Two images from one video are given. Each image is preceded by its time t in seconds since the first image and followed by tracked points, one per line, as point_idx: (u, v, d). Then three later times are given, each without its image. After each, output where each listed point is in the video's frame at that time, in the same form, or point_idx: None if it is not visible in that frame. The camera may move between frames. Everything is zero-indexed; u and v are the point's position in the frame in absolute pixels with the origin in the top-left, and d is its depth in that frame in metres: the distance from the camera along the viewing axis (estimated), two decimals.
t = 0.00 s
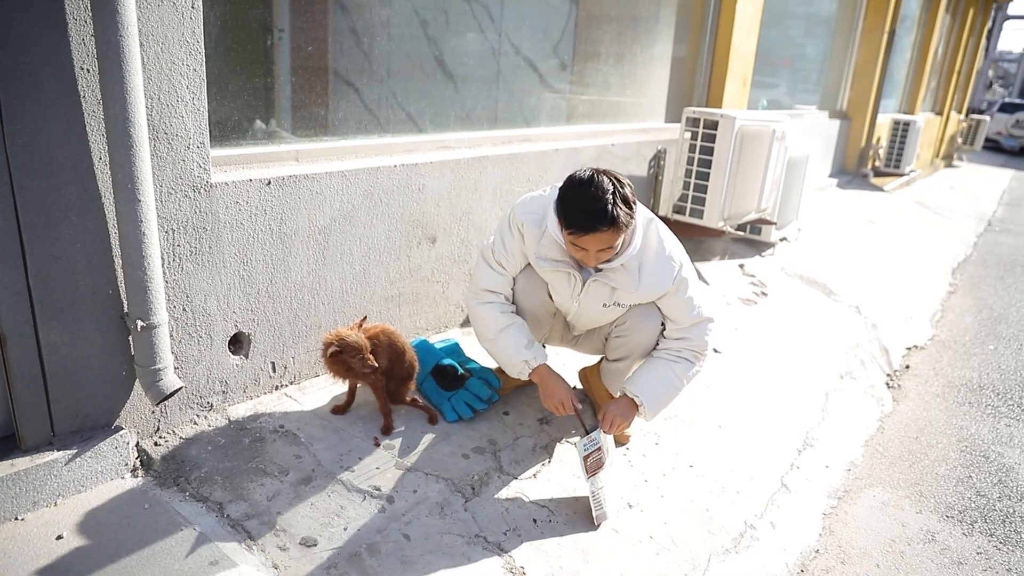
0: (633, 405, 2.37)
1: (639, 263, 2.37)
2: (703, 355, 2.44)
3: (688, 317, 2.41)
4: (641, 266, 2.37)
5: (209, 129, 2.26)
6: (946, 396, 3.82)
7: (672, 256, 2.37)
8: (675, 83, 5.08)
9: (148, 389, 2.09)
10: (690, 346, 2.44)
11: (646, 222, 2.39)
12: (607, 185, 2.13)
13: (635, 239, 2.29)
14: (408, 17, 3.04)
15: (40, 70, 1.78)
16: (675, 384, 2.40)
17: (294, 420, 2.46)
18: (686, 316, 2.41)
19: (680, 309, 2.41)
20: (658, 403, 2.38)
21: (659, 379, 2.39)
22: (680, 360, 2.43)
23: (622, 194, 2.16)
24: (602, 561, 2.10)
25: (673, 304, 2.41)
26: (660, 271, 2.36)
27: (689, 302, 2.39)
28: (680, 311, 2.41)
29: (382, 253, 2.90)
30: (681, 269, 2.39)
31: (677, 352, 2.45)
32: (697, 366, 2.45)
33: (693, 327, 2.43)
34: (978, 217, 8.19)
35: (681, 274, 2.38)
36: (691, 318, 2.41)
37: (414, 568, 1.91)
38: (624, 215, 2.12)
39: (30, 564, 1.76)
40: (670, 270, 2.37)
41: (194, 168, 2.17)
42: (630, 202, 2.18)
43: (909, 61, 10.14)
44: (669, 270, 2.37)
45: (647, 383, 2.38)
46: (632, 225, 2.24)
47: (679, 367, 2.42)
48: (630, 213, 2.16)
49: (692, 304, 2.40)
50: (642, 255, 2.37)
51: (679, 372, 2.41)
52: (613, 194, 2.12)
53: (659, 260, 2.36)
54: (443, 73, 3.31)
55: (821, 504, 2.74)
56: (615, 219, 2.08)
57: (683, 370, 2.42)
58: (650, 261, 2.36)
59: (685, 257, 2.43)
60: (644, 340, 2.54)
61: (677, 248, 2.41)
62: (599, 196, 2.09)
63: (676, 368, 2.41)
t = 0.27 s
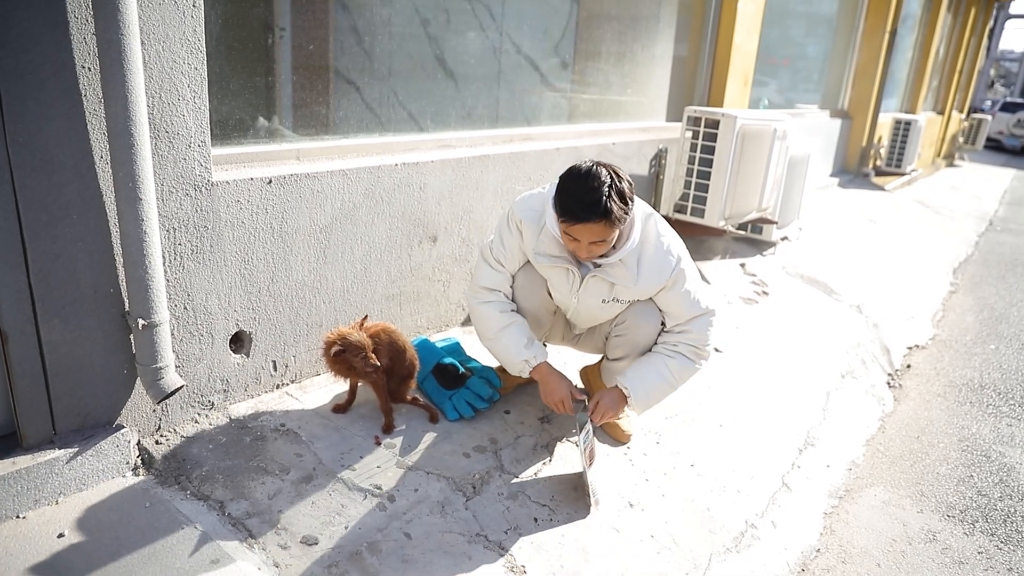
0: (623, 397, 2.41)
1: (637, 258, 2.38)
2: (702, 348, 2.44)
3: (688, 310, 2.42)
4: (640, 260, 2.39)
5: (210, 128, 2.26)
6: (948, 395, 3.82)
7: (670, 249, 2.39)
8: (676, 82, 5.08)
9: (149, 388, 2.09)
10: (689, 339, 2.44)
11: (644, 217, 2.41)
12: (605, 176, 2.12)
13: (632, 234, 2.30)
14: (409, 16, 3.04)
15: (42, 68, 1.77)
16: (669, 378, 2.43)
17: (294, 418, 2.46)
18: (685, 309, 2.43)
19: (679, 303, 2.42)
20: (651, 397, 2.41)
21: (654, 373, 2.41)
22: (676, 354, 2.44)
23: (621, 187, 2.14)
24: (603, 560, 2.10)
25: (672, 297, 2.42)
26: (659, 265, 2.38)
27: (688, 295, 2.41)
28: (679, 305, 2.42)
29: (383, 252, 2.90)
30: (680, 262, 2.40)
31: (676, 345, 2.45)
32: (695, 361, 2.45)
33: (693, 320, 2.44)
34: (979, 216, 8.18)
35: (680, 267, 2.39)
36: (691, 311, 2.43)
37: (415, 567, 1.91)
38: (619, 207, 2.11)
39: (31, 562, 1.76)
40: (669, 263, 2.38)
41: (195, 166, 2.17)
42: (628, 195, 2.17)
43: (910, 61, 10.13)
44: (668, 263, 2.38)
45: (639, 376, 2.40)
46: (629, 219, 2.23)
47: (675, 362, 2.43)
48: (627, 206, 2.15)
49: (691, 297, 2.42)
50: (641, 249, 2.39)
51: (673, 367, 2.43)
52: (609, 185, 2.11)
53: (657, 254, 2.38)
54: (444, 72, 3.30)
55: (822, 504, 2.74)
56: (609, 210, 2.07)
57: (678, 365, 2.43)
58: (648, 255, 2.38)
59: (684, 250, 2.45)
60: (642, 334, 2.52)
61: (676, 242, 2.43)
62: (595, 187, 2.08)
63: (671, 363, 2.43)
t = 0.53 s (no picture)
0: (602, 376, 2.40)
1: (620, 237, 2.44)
2: (685, 320, 2.35)
3: (670, 282, 2.40)
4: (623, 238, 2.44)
5: (210, 128, 2.26)
6: (948, 395, 3.82)
7: (653, 225, 2.45)
8: (677, 82, 5.08)
9: (150, 387, 2.09)
10: (672, 311, 2.37)
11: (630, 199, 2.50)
12: (574, 148, 2.23)
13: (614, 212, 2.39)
14: (409, 15, 3.04)
15: (42, 67, 1.77)
16: (649, 354, 2.36)
17: (295, 418, 2.47)
18: (668, 281, 2.40)
19: (662, 275, 2.41)
20: (629, 374, 2.36)
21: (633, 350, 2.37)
22: (657, 330, 2.38)
23: (590, 158, 2.22)
24: (603, 560, 2.10)
25: (654, 271, 2.43)
26: (640, 241, 2.43)
27: (671, 266, 2.41)
28: (662, 277, 2.41)
29: (383, 251, 2.90)
30: (663, 237, 2.44)
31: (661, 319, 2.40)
32: (678, 335, 2.35)
33: (676, 291, 2.39)
34: (980, 216, 8.18)
35: (662, 240, 2.43)
36: (674, 282, 2.39)
37: (414, 567, 1.91)
38: (582, 175, 2.18)
39: (32, 562, 1.76)
40: (650, 237, 2.43)
41: (195, 166, 2.17)
42: (598, 167, 2.24)
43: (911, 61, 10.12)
44: (648, 238, 2.43)
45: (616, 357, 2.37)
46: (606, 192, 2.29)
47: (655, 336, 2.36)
48: (600, 175, 2.23)
49: (674, 270, 2.41)
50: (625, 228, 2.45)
51: (652, 341, 2.36)
52: (575, 155, 2.20)
53: (639, 230, 2.43)
54: (444, 71, 3.30)
55: (822, 504, 2.73)
56: (568, 176, 2.16)
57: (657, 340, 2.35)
58: (630, 232, 2.43)
59: (669, 228, 2.50)
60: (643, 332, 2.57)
61: (660, 220, 2.48)
62: (558, 157, 2.20)
63: (650, 339, 2.36)
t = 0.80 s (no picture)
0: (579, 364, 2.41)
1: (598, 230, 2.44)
2: (660, 307, 2.31)
3: (646, 273, 2.37)
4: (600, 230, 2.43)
5: (209, 131, 2.26)
6: (947, 396, 3.82)
7: (630, 217, 2.44)
8: (675, 84, 5.09)
9: (149, 390, 2.09)
10: (648, 299, 2.34)
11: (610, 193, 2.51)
12: (543, 139, 2.24)
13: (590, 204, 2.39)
14: (408, 18, 3.04)
15: (41, 70, 1.78)
16: (625, 340, 2.35)
17: (294, 420, 2.47)
18: (644, 272, 2.37)
19: (638, 266, 2.39)
20: (605, 360, 2.36)
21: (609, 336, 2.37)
22: (634, 316, 2.36)
23: (559, 148, 2.23)
24: (603, 563, 2.10)
25: (631, 261, 2.40)
26: (617, 232, 2.42)
27: (647, 257, 2.38)
28: (638, 269, 2.39)
29: (383, 253, 2.90)
30: (640, 228, 2.42)
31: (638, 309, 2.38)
32: (655, 322, 2.32)
33: (652, 281, 2.36)
34: (979, 218, 8.19)
35: (638, 231, 2.41)
36: (650, 272, 2.36)
37: (414, 570, 1.91)
38: (548, 165, 2.18)
39: (31, 565, 1.76)
40: (626, 229, 2.42)
41: (194, 168, 2.17)
42: (567, 158, 2.24)
43: (909, 62, 10.14)
44: (625, 230, 2.42)
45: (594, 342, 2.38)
46: (580, 183, 2.30)
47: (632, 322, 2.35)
48: (570, 165, 2.24)
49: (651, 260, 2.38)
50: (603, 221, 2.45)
51: (629, 327, 2.35)
52: (543, 146, 2.21)
53: (616, 222, 2.43)
54: (443, 73, 3.31)
55: (822, 506, 2.73)
56: (534, 166, 2.17)
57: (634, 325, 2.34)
58: (607, 224, 2.43)
59: (648, 221, 2.48)
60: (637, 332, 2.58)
61: (638, 212, 2.48)
62: (526, 148, 2.22)
63: (627, 324, 2.36)
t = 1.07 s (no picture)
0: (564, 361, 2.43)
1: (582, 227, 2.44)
2: (642, 305, 2.32)
3: (630, 270, 2.36)
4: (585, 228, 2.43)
5: (210, 132, 2.27)
6: (947, 397, 3.82)
7: (613, 215, 2.44)
8: (675, 85, 5.09)
9: (149, 391, 2.09)
10: (631, 297, 2.34)
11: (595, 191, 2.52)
12: (522, 138, 2.24)
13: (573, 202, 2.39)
14: (408, 19, 3.05)
15: (42, 71, 1.78)
16: (608, 337, 2.35)
17: (294, 421, 2.47)
18: (627, 270, 2.37)
19: (621, 264, 2.38)
20: (587, 357, 2.37)
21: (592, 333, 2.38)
22: (617, 314, 2.37)
23: (538, 147, 2.23)
24: (603, 563, 2.10)
25: (614, 259, 2.39)
26: (600, 230, 2.42)
27: (631, 255, 2.38)
28: (621, 267, 2.38)
29: (383, 254, 2.90)
30: (624, 226, 2.42)
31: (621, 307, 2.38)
32: (638, 320, 2.33)
33: (636, 279, 2.36)
34: (978, 219, 8.19)
35: (621, 229, 2.41)
36: (633, 270, 2.36)
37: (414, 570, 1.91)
38: (528, 164, 2.19)
39: (31, 566, 1.76)
40: (609, 226, 2.41)
41: (194, 170, 2.17)
42: (547, 156, 2.24)
43: (908, 63, 10.15)
44: (608, 227, 2.41)
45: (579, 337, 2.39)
46: (562, 181, 2.30)
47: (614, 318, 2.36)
48: (550, 163, 2.24)
49: (634, 258, 2.37)
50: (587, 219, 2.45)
51: (611, 324, 2.35)
52: (523, 145, 2.21)
53: (599, 220, 2.43)
54: (443, 74, 3.31)
55: (822, 506, 2.74)
56: (514, 165, 2.18)
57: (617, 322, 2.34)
58: (591, 222, 2.43)
59: (632, 219, 2.48)
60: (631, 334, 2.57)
61: (623, 211, 2.48)
62: (506, 148, 2.22)
63: (610, 321, 2.36)
